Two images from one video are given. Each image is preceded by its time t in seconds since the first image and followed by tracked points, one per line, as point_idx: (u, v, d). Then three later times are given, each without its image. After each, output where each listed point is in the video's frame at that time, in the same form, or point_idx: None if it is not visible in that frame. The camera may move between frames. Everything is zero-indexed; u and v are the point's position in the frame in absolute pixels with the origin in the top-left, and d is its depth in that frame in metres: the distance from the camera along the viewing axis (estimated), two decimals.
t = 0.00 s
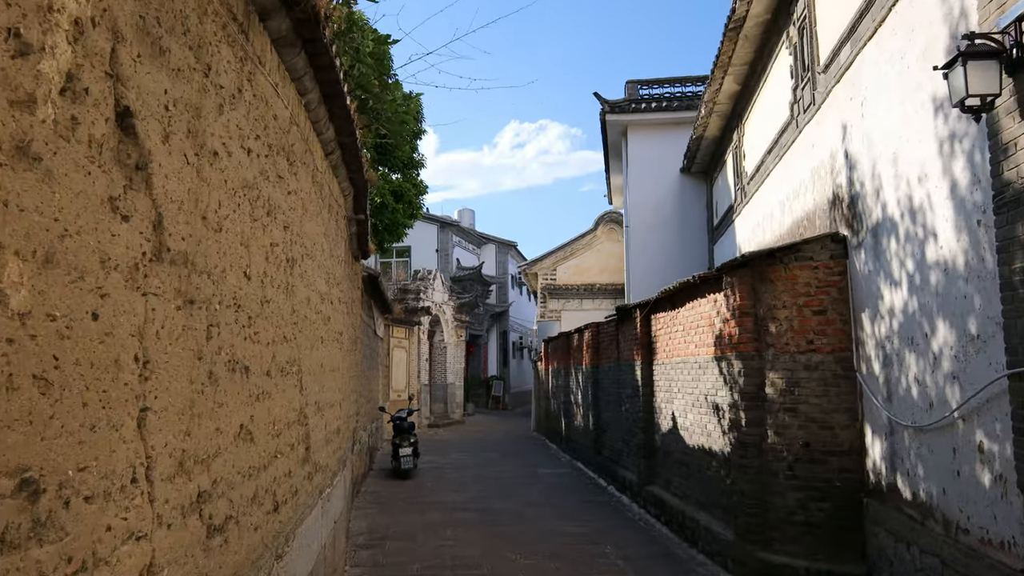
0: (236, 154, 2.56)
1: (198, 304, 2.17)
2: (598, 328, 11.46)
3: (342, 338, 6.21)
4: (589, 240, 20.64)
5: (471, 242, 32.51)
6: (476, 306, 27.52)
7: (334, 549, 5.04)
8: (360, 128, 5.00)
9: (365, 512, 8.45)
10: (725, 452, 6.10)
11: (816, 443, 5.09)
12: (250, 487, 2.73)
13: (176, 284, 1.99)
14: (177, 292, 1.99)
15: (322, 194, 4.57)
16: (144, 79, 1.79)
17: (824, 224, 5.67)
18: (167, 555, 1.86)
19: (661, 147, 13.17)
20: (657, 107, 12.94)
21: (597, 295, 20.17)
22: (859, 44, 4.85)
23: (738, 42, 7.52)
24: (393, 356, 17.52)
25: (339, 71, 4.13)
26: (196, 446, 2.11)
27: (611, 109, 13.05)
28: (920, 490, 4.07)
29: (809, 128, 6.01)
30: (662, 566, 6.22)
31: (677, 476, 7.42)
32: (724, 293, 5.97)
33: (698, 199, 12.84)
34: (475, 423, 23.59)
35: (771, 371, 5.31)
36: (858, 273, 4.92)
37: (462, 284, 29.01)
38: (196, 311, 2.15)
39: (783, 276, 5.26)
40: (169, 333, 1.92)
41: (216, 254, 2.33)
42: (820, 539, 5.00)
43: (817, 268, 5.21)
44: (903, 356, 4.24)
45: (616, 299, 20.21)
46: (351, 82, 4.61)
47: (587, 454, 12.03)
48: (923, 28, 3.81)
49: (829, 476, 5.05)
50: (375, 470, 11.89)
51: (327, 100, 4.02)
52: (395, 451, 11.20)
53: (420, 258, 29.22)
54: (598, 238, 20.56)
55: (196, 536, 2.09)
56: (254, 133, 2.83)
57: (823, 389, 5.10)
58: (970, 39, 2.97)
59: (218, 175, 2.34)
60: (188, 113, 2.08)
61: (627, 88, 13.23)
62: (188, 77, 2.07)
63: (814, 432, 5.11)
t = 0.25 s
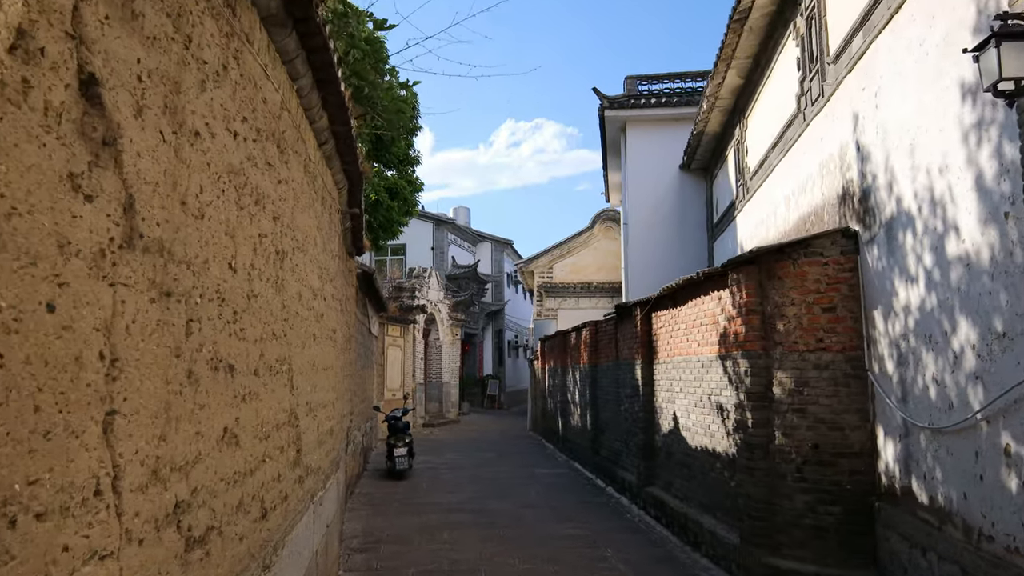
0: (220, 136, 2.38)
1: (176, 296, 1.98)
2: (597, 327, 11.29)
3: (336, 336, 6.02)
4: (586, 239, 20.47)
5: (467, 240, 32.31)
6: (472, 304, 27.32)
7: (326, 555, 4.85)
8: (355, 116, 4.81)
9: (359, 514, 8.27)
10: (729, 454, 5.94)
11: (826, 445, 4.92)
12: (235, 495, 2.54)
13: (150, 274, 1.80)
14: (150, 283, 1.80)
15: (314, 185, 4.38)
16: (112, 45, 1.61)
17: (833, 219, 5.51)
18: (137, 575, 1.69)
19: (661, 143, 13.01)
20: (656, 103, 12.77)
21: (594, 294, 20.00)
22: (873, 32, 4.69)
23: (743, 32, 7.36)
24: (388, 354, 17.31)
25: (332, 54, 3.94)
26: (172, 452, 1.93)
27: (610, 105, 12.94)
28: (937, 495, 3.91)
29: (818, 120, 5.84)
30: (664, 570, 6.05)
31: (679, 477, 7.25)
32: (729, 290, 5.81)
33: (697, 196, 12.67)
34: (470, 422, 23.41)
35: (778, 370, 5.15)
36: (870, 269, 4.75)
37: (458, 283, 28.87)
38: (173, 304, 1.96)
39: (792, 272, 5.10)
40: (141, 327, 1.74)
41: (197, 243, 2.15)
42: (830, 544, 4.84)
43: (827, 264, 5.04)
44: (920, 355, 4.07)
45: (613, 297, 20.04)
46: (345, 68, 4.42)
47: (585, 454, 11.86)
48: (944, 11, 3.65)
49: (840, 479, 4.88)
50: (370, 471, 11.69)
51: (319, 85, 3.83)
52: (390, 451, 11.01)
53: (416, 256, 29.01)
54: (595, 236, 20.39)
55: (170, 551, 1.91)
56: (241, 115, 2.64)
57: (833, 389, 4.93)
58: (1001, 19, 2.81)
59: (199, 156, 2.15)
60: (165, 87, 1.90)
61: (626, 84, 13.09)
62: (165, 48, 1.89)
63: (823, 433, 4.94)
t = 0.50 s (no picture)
0: (190, 108, 2.18)
1: (135, 281, 1.79)
2: (590, 324, 11.11)
3: (321, 331, 5.82)
4: (578, 236, 20.31)
5: (457, 238, 32.09)
6: (462, 302, 27.11)
7: (311, 559, 4.66)
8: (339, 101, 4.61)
9: (348, 516, 8.06)
10: (728, 453, 5.78)
11: (829, 443, 4.76)
12: (207, 500, 2.35)
13: (103, 254, 1.61)
14: (103, 264, 1.60)
15: (298, 172, 4.18)
16: None
17: (835, 210, 5.36)
18: None
19: (654, 138, 12.83)
20: (650, 97, 12.60)
21: (586, 291, 19.84)
22: (880, 14, 4.52)
23: (741, 21, 7.20)
24: (377, 353, 17.09)
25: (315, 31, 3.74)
26: (130, 454, 1.73)
27: (602, 98, 12.78)
28: (949, 495, 3.75)
29: (819, 109, 5.69)
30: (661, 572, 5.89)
31: (675, 477, 7.09)
32: (728, 284, 5.65)
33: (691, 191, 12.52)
34: (461, 421, 23.21)
35: (780, 366, 4.99)
36: (876, 261, 4.60)
37: (448, 281, 28.75)
38: (132, 288, 1.76)
39: (794, 264, 4.94)
40: (91, 312, 1.55)
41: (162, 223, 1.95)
42: (834, 546, 4.68)
43: (830, 256, 4.88)
44: (931, 349, 3.91)
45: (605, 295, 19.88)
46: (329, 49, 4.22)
47: (578, 453, 11.70)
48: None
49: (844, 478, 4.72)
50: (358, 471, 11.48)
51: (302, 64, 3.63)
52: (379, 451, 10.81)
53: (406, 253, 28.77)
54: (586, 233, 20.22)
55: (127, 566, 1.71)
56: (214, 86, 2.44)
57: (837, 385, 4.77)
58: None
59: (164, 127, 1.95)
60: (124, 47, 1.69)
61: (619, 78, 12.91)
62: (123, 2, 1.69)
63: (827, 430, 4.78)
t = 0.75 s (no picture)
0: (159, 87, 1.98)
1: (91, 276, 1.59)
2: (586, 323, 10.94)
3: (311, 331, 5.63)
4: (573, 235, 20.15)
5: (451, 236, 31.87)
6: (456, 301, 26.90)
7: (298, 569, 4.46)
8: (328, 91, 4.39)
9: (339, 520, 7.85)
10: (732, 457, 5.60)
11: (838, 448, 4.59)
12: (179, 517, 2.15)
13: (49, 246, 1.41)
14: (49, 257, 1.41)
15: (285, 164, 3.98)
16: None
17: (843, 207, 5.19)
18: None
19: (651, 135, 12.64)
20: (647, 93, 12.41)
21: (581, 290, 19.68)
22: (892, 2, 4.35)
23: (743, 13, 7.03)
24: (370, 352, 16.88)
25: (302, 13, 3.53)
26: (84, 471, 1.53)
27: (598, 94, 12.53)
28: (967, 504, 3.58)
29: (825, 102, 5.51)
30: None
31: (675, 481, 6.92)
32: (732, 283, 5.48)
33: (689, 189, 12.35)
34: (455, 421, 23.01)
35: (786, 368, 4.82)
36: (887, 259, 4.42)
37: (443, 280, 28.59)
38: (86, 284, 1.56)
39: (801, 263, 4.78)
40: (32, 311, 1.35)
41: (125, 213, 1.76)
42: (843, 555, 4.50)
43: (839, 254, 4.71)
44: (948, 351, 3.74)
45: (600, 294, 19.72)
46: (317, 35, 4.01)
47: (574, 454, 11.52)
48: None
49: (853, 485, 4.55)
50: (350, 473, 11.27)
51: (288, 49, 3.43)
52: (372, 453, 10.60)
53: (399, 252, 28.54)
54: (582, 231, 20.05)
55: None
56: (188, 66, 2.24)
57: (846, 388, 4.60)
58: None
59: (125, 106, 1.75)
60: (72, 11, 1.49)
61: (616, 73, 12.72)
62: None
63: (835, 435, 4.60)
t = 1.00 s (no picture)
0: (132, 58, 1.80)
1: (50, 265, 1.40)
2: (586, 322, 10.77)
3: (305, 330, 5.44)
4: (571, 233, 19.98)
5: (448, 235, 31.67)
6: (453, 300, 26.72)
7: None
8: (321, 79, 4.20)
9: (334, 523, 7.66)
10: (740, 460, 5.43)
11: (852, 451, 4.42)
12: (159, 531, 1.96)
13: None
14: None
15: (276, 154, 3.79)
16: None
17: (855, 200, 5.02)
18: None
19: (651, 131, 12.46)
20: (647, 88, 12.23)
21: (579, 289, 19.50)
22: None
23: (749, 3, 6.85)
24: (366, 351, 16.68)
25: None
26: (41, 487, 1.35)
27: (598, 90, 12.34)
28: (994, 510, 3.41)
29: (836, 93, 5.34)
30: None
31: (679, 483, 6.75)
32: (740, 279, 5.31)
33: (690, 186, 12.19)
34: (451, 421, 22.83)
35: (798, 367, 4.65)
36: (904, 254, 4.26)
37: (439, 278, 28.42)
38: (42, 273, 1.38)
39: (814, 259, 4.61)
40: None
41: (93, 195, 1.57)
42: (858, 562, 4.34)
43: (853, 249, 4.54)
44: (972, 350, 3.57)
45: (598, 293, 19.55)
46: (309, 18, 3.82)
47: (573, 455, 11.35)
48: None
49: (868, 489, 4.38)
50: (346, 474, 11.09)
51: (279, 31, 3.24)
52: (368, 453, 10.42)
53: (396, 250, 28.33)
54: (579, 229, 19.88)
55: None
56: (166, 38, 2.06)
57: (861, 389, 4.43)
58: None
59: (93, 75, 1.57)
60: None
61: (615, 69, 12.54)
62: None
63: (849, 437, 4.44)
